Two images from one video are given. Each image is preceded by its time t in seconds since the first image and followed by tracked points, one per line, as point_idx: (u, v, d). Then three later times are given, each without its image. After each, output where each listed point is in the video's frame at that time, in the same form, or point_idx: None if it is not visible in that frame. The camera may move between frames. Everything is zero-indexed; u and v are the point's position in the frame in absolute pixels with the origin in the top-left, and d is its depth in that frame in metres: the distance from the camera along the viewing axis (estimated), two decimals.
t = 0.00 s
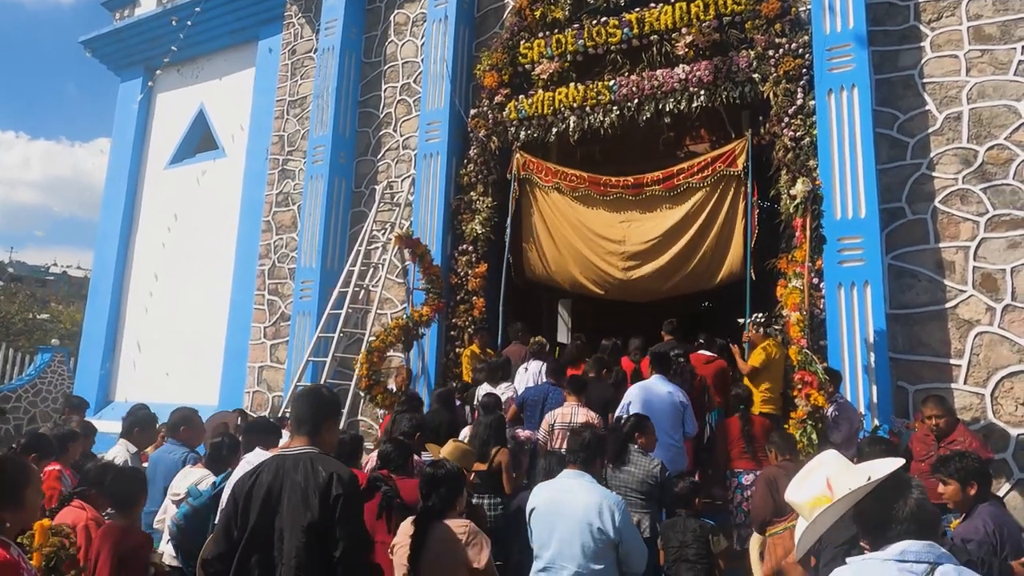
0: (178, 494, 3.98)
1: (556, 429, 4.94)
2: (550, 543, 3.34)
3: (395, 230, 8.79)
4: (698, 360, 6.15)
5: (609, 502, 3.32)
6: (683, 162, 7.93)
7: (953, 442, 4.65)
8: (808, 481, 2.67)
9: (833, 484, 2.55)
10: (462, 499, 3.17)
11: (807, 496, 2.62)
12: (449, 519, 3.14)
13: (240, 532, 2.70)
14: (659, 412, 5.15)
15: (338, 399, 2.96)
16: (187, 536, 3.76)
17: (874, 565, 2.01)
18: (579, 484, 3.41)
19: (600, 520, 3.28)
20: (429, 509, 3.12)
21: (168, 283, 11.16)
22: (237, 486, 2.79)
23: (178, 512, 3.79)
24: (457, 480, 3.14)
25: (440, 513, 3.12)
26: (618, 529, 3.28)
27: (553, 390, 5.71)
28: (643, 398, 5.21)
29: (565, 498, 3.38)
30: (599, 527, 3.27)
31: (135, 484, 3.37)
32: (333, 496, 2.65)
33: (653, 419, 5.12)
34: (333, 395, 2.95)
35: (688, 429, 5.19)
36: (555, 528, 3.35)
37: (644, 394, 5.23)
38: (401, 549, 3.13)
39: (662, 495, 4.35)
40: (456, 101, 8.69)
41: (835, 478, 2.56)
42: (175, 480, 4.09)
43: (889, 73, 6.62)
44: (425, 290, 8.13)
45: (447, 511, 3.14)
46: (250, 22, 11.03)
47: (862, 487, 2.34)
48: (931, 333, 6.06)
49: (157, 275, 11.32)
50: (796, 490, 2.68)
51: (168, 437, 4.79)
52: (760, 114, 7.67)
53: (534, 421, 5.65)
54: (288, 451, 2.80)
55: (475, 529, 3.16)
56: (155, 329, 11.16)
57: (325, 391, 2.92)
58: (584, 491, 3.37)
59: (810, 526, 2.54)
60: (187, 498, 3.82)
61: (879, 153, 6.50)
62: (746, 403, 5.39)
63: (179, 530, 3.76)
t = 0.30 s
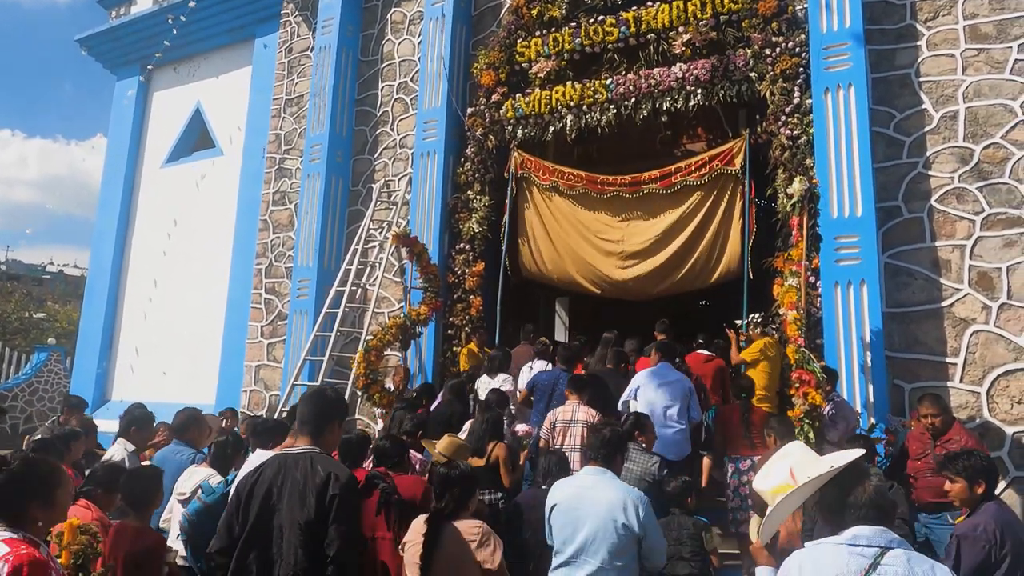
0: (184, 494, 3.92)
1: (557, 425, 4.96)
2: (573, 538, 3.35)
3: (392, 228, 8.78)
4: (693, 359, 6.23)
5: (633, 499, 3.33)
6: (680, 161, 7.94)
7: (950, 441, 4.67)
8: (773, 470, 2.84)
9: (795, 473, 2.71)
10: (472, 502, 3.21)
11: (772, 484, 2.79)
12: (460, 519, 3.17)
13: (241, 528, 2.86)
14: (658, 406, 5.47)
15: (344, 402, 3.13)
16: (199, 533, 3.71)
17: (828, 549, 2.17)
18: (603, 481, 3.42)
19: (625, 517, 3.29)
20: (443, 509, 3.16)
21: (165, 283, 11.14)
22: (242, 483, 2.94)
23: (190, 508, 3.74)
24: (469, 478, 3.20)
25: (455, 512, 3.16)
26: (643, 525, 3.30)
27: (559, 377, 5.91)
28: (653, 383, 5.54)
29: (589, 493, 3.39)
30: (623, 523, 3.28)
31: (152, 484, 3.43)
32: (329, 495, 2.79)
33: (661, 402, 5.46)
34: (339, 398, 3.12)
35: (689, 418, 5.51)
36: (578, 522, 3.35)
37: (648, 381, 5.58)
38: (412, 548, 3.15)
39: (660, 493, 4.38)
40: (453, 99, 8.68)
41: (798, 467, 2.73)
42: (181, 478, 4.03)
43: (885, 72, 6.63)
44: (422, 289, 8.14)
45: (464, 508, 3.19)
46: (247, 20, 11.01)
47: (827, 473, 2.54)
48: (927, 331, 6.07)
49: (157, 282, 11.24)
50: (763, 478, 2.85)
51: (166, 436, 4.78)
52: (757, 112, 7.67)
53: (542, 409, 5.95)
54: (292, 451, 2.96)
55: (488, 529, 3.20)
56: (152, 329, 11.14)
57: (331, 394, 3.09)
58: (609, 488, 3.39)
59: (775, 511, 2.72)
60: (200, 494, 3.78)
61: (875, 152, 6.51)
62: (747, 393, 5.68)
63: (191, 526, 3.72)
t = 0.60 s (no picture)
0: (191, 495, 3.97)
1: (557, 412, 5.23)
2: (579, 536, 3.37)
3: (388, 228, 8.78)
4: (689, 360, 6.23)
5: (639, 497, 3.35)
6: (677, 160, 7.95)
7: (947, 440, 4.69)
8: (758, 466, 2.86)
9: (779, 470, 2.73)
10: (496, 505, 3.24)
11: (756, 481, 2.82)
12: (484, 522, 3.20)
13: (258, 525, 2.84)
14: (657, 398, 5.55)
15: (358, 402, 3.07)
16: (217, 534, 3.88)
17: (808, 546, 2.19)
18: (609, 480, 3.43)
19: (631, 515, 3.30)
20: (466, 510, 3.19)
21: (161, 283, 11.15)
22: (259, 482, 2.93)
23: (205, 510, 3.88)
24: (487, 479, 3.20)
25: (478, 514, 3.19)
26: (649, 524, 3.31)
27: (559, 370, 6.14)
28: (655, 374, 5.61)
29: (595, 492, 3.40)
30: (630, 521, 3.29)
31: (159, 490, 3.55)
32: (349, 499, 2.79)
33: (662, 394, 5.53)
34: (354, 398, 3.07)
35: (688, 410, 5.57)
36: (585, 521, 3.37)
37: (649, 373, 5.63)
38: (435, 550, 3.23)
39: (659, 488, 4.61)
40: (449, 98, 8.68)
41: (783, 464, 2.73)
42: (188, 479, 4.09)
43: (881, 72, 6.65)
44: (419, 289, 8.16)
45: (485, 511, 3.20)
46: (243, 20, 10.99)
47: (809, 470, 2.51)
48: (923, 330, 6.09)
49: (153, 285, 11.20)
50: (749, 474, 2.88)
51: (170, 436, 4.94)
52: (753, 112, 7.68)
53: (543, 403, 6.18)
54: (309, 453, 2.94)
55: (512, 532, 3.23)
56: (148, 329, 11.13)
57: (346, 395, 3.04)
58: (616, 487, 3.40)
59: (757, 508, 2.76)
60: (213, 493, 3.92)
61: (871, 152, 6.53)
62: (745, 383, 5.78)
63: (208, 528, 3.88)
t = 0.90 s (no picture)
0: (201, 493, 3.98)
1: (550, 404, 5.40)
2: (579, 536, 3.36)
3: (384, 227, 8.77)
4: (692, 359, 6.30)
5: (635, 495, 3.37)
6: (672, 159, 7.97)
7: (941, 438, 4.72)
8: (752, 465, 2.78)
9: (775, 469, 2.65)
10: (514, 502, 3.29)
11: (751, 479, 2.73)
12: (498, 521, 3.23)
13: (286, 519, 2.91)
14: (652, 397, 5.56)
15: (377, 402, 3.17)
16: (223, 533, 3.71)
17: (799, 539, 2.20)
18: (605, 480, 3.44)
19: (628, 512, 3.31)
20: (486, 505, 3.25)
21: (154, 281, 11.13)
22: (286, 476, 3.01)
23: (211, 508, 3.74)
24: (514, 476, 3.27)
25: (497, 509, 3.23)
26: (645, 520, 3.33)
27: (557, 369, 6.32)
28: (651, 372, 5.63)
29: (592, 491, 3.40)
30: (627, 518, 3.30)
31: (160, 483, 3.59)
32: (379, 497, 2.88)
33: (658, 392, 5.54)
34: (373, 398, 3.18)
35: (682, 409, 5.58)
36: (584, 520, 3.37)
37: (646, 372, 5.65)
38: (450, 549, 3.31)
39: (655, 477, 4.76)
40: (445, 98, 8.68)
41: (778, 463, 2.66)
42: (196, 479, 4.10)
43: (875, 71, 6.67)
44: (414, 288, 8.15)
45: (504, 507, 3.25)
46: (239, 19, 10.97)
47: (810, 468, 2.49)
48: (917, 328, 6.11)
49: (142, 274, 11.30)
50: (743, 472, 2.80)
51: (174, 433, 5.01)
52: (748, 111, 7.70)
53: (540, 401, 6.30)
54: (335, 450, 3.04)
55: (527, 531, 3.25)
56: (143, 328, 11.11)
57: (365, 395, 3.15)
58: (612, 486, 3.40)
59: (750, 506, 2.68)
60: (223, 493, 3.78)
61: (865, 151, 6.54)
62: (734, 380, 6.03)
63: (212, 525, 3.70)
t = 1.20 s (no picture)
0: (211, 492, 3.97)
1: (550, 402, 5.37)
2: (574, 531, 3.40)
3: (379, 227, 8.77)
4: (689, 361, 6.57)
5: (628, 488, 3.39)
6: (667, 158, 7.99)
7: (933, 437, 4.74)
8: (760, 464, 3.03)
9: (784, 468, 2.92)
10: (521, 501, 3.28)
11: (761, 476, 2.98)
12: (506, 517, 3.25)
13: (298, 515, 2.99)
14: (641, 396, 5.58)
15: (387, 401, 3.22)
16: (225, 533, 3.46)
17: (804, 534, 2.31)
18: (597, 474, 3.46)
19: (622, 504, 3.35)
20: (495, 501, 3.24)
21: (149, 280, 11.11)
22: (301, 472, 3.08)
23: (211, 508, 3.51)
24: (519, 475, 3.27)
25: (506, 505, 3.24)
26: (639, 511, 3.36)
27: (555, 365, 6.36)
28: (639, 372, 5.63)
29: (586, 486, 3.43)
30: (621, 510, 3.34)
31: (166, 480, 3.59)
32: (390, 496, 2.92)
33: (648, 391, 5.56)
34: (382, 397, 3.22)
35: (670, 407, 5.61)
36: (580, 515, 3.40)
37: (635, 371, 5.64)
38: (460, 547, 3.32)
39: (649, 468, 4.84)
40: (440, 98, 8.68)
41: (787, 462, 2.93)
42: (201, 478, 4.09)
43: (869, 71, 6.69)
44: (409, 288, 8.16)
45: (513, 504, 3.26)
46: (234, 18, 10.94)
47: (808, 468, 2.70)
48: (910, 327, 6.14)
49: (135, 271, 11.31)
50: (752, 469, 3.05)
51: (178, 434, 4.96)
52: (743, 111, 7.72)
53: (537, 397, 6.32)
54: (347, 448, 3.10)
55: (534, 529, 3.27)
56: (137, 328, 11.09)
57: (374, 394, 3.18)
58: (605, 481, 3.43)
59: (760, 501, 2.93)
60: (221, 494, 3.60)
61: (859, 151, 6.57)
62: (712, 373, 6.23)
63: (214, 525, 3.46)
